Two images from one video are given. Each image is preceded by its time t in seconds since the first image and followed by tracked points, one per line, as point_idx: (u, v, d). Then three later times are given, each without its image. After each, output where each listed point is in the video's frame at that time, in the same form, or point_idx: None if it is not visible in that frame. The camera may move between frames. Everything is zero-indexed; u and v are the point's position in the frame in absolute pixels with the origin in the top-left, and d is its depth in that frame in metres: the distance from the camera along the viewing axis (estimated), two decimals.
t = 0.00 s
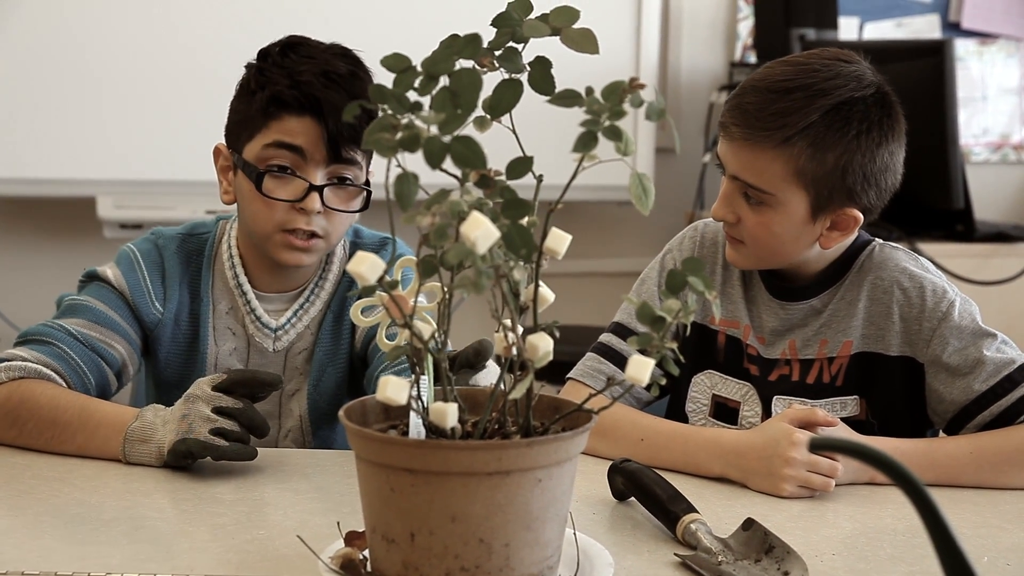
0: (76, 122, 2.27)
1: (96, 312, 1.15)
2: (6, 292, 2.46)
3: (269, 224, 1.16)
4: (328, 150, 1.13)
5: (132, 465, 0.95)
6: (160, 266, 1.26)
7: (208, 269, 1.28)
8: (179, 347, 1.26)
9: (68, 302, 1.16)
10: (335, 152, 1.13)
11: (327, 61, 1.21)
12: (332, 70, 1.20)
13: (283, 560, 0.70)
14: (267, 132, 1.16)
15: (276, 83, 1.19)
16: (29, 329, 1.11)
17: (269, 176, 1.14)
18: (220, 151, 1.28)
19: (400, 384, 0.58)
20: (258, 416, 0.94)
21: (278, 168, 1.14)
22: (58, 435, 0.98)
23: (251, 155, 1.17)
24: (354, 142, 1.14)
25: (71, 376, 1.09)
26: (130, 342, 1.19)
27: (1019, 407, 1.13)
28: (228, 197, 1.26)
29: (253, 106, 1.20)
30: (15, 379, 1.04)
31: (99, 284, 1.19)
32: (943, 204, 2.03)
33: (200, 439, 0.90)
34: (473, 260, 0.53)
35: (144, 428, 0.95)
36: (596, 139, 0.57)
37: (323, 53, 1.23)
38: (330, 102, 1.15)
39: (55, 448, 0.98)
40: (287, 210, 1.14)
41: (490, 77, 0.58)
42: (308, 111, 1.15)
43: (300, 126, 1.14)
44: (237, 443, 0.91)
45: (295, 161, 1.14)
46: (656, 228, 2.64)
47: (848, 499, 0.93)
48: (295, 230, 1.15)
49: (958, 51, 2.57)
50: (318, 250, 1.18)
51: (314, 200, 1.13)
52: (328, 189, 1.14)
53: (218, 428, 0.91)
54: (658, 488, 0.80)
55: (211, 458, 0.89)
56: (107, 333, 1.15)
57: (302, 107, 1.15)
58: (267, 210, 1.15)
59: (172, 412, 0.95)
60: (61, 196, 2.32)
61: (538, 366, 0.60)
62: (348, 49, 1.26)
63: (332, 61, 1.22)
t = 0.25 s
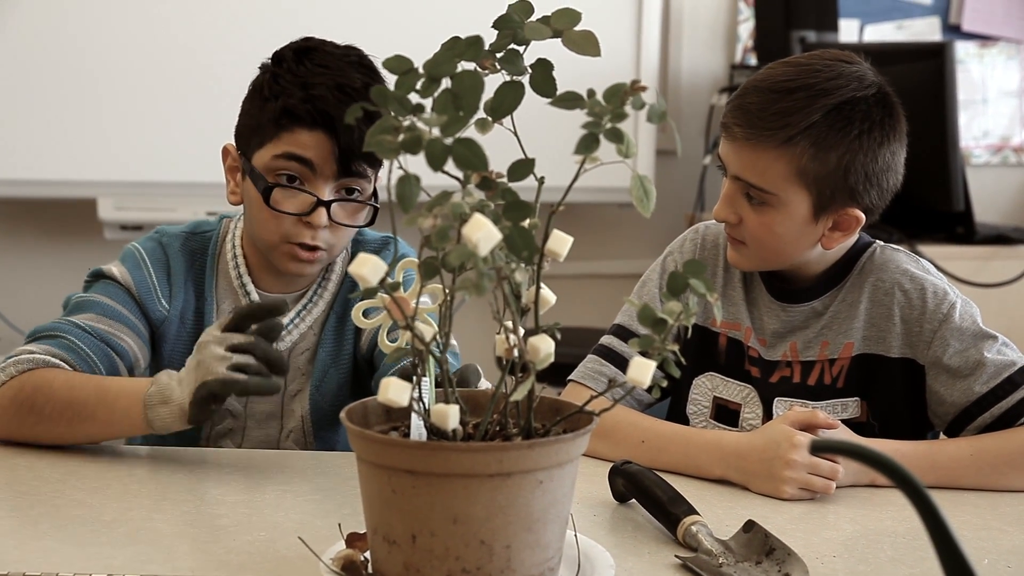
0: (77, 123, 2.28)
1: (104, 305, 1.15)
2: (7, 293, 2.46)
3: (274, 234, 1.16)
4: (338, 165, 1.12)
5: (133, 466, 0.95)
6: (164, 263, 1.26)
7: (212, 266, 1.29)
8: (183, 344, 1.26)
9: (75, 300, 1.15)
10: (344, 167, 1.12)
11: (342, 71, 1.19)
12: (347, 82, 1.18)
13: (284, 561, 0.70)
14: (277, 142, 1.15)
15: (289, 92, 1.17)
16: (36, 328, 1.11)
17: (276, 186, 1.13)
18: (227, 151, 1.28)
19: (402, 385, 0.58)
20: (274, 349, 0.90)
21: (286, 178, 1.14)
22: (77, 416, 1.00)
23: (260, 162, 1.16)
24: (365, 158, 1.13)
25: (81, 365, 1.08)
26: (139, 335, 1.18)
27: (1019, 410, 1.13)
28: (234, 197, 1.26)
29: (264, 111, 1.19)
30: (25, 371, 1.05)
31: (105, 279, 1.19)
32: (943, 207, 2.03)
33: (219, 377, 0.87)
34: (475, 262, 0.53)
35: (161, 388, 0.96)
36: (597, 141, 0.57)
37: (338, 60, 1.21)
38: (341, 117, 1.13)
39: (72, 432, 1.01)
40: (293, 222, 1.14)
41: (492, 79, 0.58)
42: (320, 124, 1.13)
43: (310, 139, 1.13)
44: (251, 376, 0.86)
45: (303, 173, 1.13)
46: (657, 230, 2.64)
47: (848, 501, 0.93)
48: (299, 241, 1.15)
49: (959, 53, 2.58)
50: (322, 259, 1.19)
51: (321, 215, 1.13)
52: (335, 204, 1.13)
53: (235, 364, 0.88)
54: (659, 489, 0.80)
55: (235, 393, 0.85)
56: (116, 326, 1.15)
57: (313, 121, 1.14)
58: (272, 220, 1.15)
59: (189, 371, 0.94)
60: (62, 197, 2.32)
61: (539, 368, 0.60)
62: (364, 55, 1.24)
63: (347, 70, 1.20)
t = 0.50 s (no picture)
0: (77, 125, 2.28)
1: (108, 308, 1.15)
2: (7, 295, 2.46)
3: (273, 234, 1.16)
4: (339, 167, 1.12)
5: (134, 467, 0.95)
6: (167, 265, 1.26)
7: (213, 268, 1.29)
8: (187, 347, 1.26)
9: (79, 303, 1.15)
10: (345, 168, 1.12)
11: (347, 74, 1.20)
12: (350, 84, 1.18)
13: (285, 563, 0.70)
14: (278, 142, 1.15)
15: (292, 94, 1.17)
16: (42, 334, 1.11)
17: (276, 188, 1.13)
18: (230, 151, 1.28)
19: (403, 388, 0.59)
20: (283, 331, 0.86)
21: (287, 180, 1.13)
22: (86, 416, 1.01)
23: (260, 162, 1.16)
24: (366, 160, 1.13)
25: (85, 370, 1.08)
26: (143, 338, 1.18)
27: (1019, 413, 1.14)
28: (235, 197, 1.26)
29: (266, 113, 1.19)
30: (33, 375, 1.05)
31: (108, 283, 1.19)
32: (944, 209, 2.03)
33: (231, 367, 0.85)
34: (476, 264, 0.53)
35: (172, 383, 0.95)
36: (598, 143, 0.57)
37: (344, 63, 1.21)
38: (342, 117, 1.13)
39: (90, 428, 1.01)
40: (292, 223, 1.14)
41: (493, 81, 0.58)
42: (321, 125, 1.13)
43: (311, 139, 1.13)
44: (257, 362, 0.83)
45: (303, 173, 1.13)
46: (657, 232, 2.64)
47: (849, 504, 0.93)
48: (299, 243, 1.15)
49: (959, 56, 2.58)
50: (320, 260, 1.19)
51: (320, 216, 1.13)
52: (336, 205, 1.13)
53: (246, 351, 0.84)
54: (660, 492, 0.80)
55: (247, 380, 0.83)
56: (121, 329, 1.15)
57: (314, 121, 1.13)
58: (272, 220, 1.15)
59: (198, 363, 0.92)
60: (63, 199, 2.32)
61: (541, 370, 0.60)
62: (370, 59, 1.24)
63: (351, 72, 1.20)
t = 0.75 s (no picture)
0: (77, 126, 2.28)
1: (111, 314, 1.15)
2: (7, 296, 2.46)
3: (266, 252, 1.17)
4: (330, 190, 1.11)
5: (135, 468, 0.95)
6: (167, 270, 1.26)
7: (212, 274, 1.28)
8: (188, 354, 1.27)
9: (81, 308, 1.15)
10: (337, 190, 1.11)
11: (341, 91, 1.18)
12: (344, 105, 1.16)
13: (285, 564, 0.70)
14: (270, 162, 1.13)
15: (285, 113, 1.16)
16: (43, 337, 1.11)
17: (269, 208, 1.12)
18: (228, 160, 1.28)
19: (405, 389, 0.59)
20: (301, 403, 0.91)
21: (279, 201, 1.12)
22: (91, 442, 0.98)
23: (254, 180, 1.14)
24: (357, 182, 1.11)
25: (91, 377, 1.09)
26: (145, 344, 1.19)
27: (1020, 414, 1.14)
28: (232, 207, 1.25)
29: (261, 128, 1.17)
30: (38, 384, 1.05)
31: (111, 288, 1.19)
32: (944, 211, 2.03)
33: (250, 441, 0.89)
34: (477, 265, 0.53)
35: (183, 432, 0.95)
36: (600, 145, 0.57)
37: (339, 80, 1.20)
38: (334, 140, 1.11)
39: (100, 457, 0.97)
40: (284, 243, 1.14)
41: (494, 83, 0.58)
42: (312, 148, 1.11)
43: (303, 162, 1.11)
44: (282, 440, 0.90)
45: (294, 197, 1.11)
46: (658, 233, 2.65)
47: (849, 505, 0.93)
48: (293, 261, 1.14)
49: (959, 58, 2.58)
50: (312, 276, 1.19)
51: (311, 237, 1.12)
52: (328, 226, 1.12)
53: (266, 425, 0.90)
54: (660, 493, 0.80)
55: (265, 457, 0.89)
56: (123, 335, 1.15)
57: (305, 144, 1.12)
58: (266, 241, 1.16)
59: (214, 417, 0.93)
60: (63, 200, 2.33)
61: (542, 371, 0.60)
62: (367, 75, 1.22)
63: (346, 90, 1.18)
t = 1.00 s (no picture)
0: (78, 125, 2.28)
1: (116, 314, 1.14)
2: (9, 295, 2.47)
3: (266, 226, 1.16)
4: (330, 162, 1.11)
5: (136, 467, 0.95)
6: (171, 267, 1.24)
7: (217, 270, 1.28)
8: (189, 350, 1.26)
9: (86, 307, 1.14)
10: (338, 163, 1.11)
11: (352, 75, 1.20)
12: (351, 85, 1.18)
13: (288, 564, 0.70)
14: (275, 135, 1.14)
15: (292, 90, 1.18)
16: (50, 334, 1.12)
17: (269, 173, 1.12)
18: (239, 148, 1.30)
19: (408, 388, 0.59)
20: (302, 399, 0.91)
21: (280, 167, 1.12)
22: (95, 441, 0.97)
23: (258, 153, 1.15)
24: (357, 157, 1.11)
25: (97, 374, 1.09)
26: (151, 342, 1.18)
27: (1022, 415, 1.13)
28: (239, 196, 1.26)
29: (269, 108, 1.19)
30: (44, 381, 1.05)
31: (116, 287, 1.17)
32: (946, 211, 2.03)
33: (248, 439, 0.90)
34: (481, 264, 0.53)
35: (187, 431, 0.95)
36: (603, 144, 0.57)
37: (352, 68, 1.22)
38: (338, 112, 1.13)
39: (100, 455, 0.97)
40: (283, 213, 1.13)
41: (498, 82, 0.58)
42: (316, 120, 1.13)
43: (306, 133, 1.12)
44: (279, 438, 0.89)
45: (296, 166, 1.11)
46: (659, 233, 2.65)
47: (851, 505, 0.93)
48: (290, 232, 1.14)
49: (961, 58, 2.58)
50: (311, 256, 1.18)
51: (309, 208, 1.12)
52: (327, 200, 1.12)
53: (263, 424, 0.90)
54: (663, 493, 0.80)
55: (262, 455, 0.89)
56: (129, 334, 1.14)
57: (310, 116, 1.14)
58: (266, 211, 1.15)
59: (217, 414, 0.94)
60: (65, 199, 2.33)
61: (545, 371, 0.60)
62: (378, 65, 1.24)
63: (356, 75, 1.20)
